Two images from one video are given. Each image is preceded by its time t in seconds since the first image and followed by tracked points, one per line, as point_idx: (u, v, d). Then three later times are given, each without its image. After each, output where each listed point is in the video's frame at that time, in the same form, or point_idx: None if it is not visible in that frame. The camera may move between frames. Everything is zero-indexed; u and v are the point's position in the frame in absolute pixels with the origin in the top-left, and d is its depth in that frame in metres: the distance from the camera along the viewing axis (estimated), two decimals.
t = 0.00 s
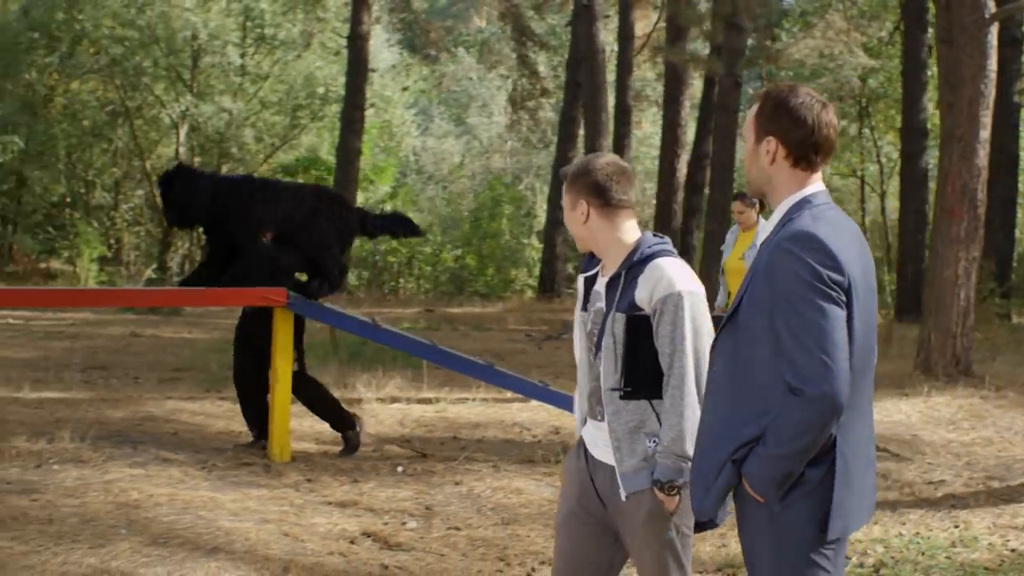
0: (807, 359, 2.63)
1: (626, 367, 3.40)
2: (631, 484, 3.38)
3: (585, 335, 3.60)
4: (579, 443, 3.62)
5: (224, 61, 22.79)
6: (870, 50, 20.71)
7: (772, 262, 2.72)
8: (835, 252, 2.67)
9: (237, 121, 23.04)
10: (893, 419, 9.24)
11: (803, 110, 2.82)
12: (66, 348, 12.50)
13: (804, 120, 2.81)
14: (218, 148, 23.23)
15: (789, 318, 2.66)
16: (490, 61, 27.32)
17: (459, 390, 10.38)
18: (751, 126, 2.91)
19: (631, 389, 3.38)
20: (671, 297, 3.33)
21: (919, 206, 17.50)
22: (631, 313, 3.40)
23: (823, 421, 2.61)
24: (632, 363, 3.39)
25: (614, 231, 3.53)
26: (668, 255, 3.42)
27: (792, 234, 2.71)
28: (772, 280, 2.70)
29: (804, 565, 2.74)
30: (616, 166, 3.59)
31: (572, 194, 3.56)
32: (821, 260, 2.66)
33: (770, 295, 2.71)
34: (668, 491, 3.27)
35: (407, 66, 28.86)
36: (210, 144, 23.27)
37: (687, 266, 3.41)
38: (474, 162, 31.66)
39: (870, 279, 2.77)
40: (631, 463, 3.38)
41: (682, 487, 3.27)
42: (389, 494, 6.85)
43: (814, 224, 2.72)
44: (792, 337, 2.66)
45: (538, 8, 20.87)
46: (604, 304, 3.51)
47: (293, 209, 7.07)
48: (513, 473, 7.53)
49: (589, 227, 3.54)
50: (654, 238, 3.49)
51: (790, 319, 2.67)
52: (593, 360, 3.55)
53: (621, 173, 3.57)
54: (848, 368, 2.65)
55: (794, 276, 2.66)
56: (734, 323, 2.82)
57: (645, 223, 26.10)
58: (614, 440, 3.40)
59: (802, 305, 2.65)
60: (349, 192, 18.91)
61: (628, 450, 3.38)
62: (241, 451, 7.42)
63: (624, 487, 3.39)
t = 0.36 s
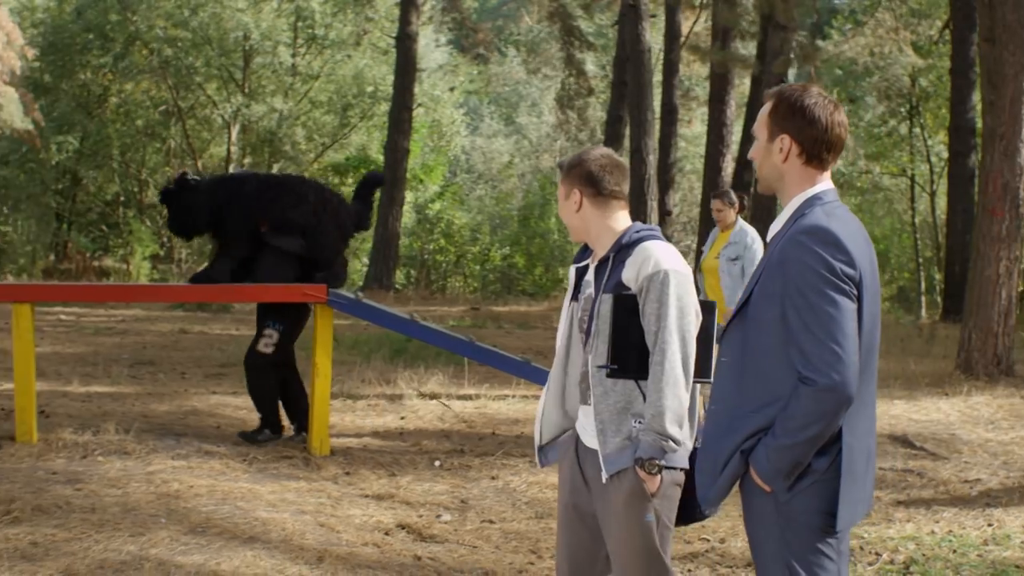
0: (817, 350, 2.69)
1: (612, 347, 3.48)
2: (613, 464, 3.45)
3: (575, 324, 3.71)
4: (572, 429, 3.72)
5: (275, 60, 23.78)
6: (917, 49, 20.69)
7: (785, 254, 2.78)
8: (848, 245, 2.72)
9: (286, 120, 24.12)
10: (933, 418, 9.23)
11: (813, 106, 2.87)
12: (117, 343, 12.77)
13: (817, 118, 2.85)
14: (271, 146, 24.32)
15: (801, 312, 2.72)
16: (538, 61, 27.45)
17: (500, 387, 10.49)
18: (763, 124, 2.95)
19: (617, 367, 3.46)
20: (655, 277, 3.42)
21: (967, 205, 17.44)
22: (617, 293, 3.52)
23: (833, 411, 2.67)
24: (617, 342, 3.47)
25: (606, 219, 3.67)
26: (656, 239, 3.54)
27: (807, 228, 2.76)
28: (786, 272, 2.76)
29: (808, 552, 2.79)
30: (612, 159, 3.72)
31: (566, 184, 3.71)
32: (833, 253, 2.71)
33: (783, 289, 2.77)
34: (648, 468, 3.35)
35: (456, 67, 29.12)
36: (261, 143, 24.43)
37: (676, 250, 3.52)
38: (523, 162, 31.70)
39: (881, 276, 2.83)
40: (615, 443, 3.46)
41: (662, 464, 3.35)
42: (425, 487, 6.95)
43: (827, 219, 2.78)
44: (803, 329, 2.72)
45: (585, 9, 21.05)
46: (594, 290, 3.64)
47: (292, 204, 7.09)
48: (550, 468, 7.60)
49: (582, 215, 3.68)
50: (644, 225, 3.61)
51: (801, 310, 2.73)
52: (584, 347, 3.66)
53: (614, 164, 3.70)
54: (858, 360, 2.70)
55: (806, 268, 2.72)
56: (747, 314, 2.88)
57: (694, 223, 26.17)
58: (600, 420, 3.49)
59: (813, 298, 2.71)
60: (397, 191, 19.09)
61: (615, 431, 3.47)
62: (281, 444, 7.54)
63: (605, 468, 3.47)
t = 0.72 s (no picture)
0: (827, 347, 2.72)
1: (658, 354, 3.50)
2: (655, 470, 3.47)
3: (625, 327, 3.73)
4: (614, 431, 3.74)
5: (314, 61, 24.01)
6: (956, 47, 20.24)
7: (796, 251, 2.80)
8: (858, 243, 2.75)
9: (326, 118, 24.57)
10: (964, 418, 9.19)
11: (826, 104, 2.90)
12: (153, 341, 12.91)
13: (826, 115, 2.88)
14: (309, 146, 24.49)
15: (810, 307, 2.75)
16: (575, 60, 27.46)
17: (532, 385, 10.53)
18: (775, 122, 2.97)
19: (660, 374, 3.49)
20: (703, 285, 3.44)
21: (1005, 204, 17.32)
22: (664, 299, 3.53)
23: (842, 406, 2.69)
24: (663, 349, 3.50)
25: (658, 222, 3.69)
26: (706, 245, 3.54)
27: (817, 224, 2.79)
28: (796, 270, 2.79)
29: (818, 549, 2.82)
30: (666, 161, 3.73)
31: (619, 186, 3.73)
32: (843, 250, 2.74)
33: (793, 285, 2.79)
34: (691, 479, 3.34)
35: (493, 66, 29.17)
36: (299, 143, 24.73)
37: (725, 257, 3.53)
38: (560, 161, 31.73)
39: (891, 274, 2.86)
40: (658, 449, 3.48)
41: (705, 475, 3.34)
42: (453, 483, 7.00)
43: (837, 215, 2.80)
44: (814, 324, 2.74)
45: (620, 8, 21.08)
46: (642, 294, 3.65)
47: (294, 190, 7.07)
48: (578, 466, 7.64)
49: (635, 217, 3.71)
50: (695, 230, 3.63)
51: (811, 306, 2.76)
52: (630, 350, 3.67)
53: (667, 167, 3.71)
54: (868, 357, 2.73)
55: (817, 265, 2.75)
56: (759, 311, 2.91)
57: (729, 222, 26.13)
58: (643, 426, 3.51)
59: (823, 293, 2.74)
60: (433, 189, 19.11)
61: (657, 438, 3.49)
62: (312, 441, 7.61)
63: (648, 474, 3.49)
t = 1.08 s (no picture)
0: (825, 349, 2.73)
1: (700, 358, 3.48)
2: (693, 473, 3.44)
3: (654, 331, 3.69)
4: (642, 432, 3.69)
5: (336, 62, 24.27)
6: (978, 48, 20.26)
7: (796, 253, 2.82)
8: (856, 244, 2.76)
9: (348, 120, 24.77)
10: (981, 420, 9.16)
11: (827, 107, 2.91)
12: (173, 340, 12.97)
13: (826, 116, 2.90)
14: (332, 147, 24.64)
15: (808, 309, 2.77)
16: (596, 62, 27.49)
17: (548, 386, 10.55)
18: (777, 125, 3.00)
19: (704, 379, 3.46)
20: (750, 291, 3.45)
21: None
22: (708, 305, 3.50)
23: (839, 408, 2.70)
24: (706, 353, 3.48)
25: (694, 227, 3.67)
26: (748, 251, 3.54)
27: (818, 227, 2.81)
28: (796, 272, 2.81)
29: (820, 551, 2.84)
30: (703, 165, 3.73)
31: (658, 190, 3.71)
32: (842, 252, 2.75)
33: (792, 288, 2.82)
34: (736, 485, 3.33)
35: (514, 67, 29.24)
36: (322, 143, 24.71)
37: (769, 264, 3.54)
38: (581, 162, 31.83)
39: (894, 274, 2.86)
40: (697, 453, 3.46)
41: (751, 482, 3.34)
42: (468, 484, 7.03)
43: (837, 217, 2.82)
44: (812, 326, 2.76)
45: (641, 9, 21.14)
46: (679, 298, 3.62)
47: (260, 188, 7.03)
48: (593, 466, 7.66)
49: (673, 222, 3.69)
50: (734, 236, 3.62)
51: (810, 308, 2.77)
52: (660, 353, 3.63)
53: (705, 171, 3.70)
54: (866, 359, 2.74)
55: (815, 268, 2.76)
56: (763, 314, 2.93)
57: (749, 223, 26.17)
58: (681, 430, 3.48)
59: (821, 296, 2.75)
60: (452, 190, 19.13)
61: (696, 440, 3.47)
62: (328, 442, 7.65)
63: (686, 477, 3.45)
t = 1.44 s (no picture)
0: (818, 351, 2.73)
1: (703, 352, 3.49)
2: (688, 464, 3.45)
3: (649, 326, 3.70)
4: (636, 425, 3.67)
5: (346, 64, 24.42)
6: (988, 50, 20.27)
7: (790, 255, 2.83)
8: (849, 246, 2.77)
9: (358, 121, 24.93)
10: (987, 422, 9.16)
11: (822, 108, 2.93)
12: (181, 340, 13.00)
13: (819, 117, 2.91)
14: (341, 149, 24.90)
15: (802, 310, 2.78)
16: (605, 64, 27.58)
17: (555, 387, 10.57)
18: (774, 125, 3.02)
19: (704, 372, 3.47)
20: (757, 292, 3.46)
21: None
22: (713, 300, 3.51)
23: (833, 409, 2.71)
24: (711, 348, 3.48)
25: (699, 226, 3.71)
26: (751, 252, 3.56)
27: (811, 229, 2.82)
28: (789, 273, 2.81)
29: (816, 552, 2.84)
30: (708, 166, 3.73)
31: (670, 186, 3.70)
32: (834, 254, 2.76)
33: (786, 289, 2.83)
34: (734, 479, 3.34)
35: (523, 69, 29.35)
36: (331, 144, 25.31)
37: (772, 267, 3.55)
38: (590, 164, 31.94)
39: (889, 276, 2.86)
40: (692, 444, 3.47)
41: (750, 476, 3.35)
42: (472, 485, 7.04)
43: (830, 220, 2.83)
44: (806, 328, 2.76)
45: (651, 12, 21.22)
46: (677, 293, 3.63)
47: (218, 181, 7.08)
48: (598, 467, 7.67)
49: (679, 219, 3.70)
50: (736, 237, 3.63)
51: (803, 310, 2.78)
52: (656, 347, 3.64)
53: (708, 170, 3.71)
54: (858, 360, 2.74)
55: (809, 269, 2.77)
56: (758, 316, 2.95)
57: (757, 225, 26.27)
58: (677, 422, 3.48)
59: (814, 297, 2.76)
60: (461, 191, 19.15)
61: (691, 432, 3.47)
62: (333, 443, 7.67)
63: (680, 469, 3.47)
